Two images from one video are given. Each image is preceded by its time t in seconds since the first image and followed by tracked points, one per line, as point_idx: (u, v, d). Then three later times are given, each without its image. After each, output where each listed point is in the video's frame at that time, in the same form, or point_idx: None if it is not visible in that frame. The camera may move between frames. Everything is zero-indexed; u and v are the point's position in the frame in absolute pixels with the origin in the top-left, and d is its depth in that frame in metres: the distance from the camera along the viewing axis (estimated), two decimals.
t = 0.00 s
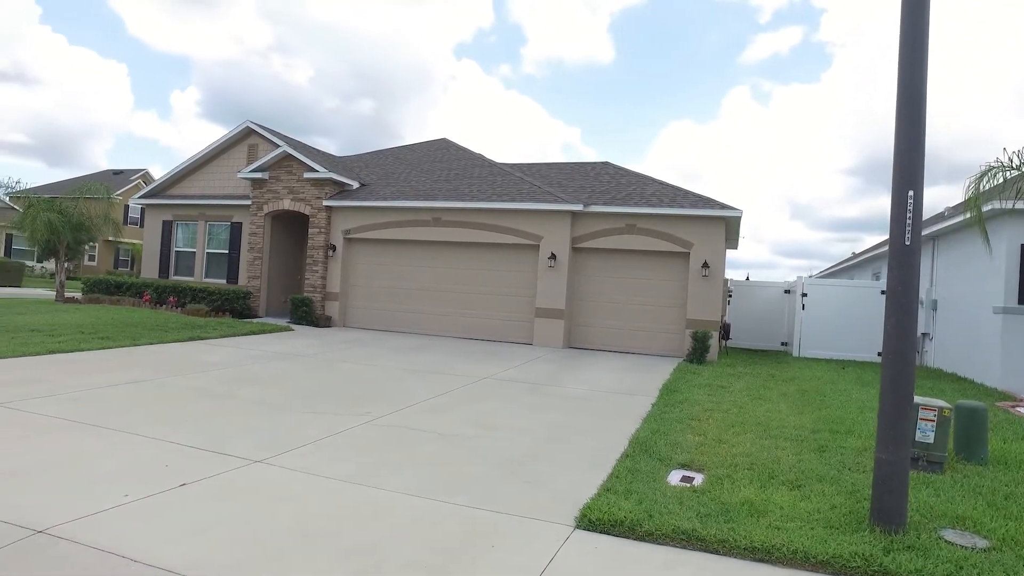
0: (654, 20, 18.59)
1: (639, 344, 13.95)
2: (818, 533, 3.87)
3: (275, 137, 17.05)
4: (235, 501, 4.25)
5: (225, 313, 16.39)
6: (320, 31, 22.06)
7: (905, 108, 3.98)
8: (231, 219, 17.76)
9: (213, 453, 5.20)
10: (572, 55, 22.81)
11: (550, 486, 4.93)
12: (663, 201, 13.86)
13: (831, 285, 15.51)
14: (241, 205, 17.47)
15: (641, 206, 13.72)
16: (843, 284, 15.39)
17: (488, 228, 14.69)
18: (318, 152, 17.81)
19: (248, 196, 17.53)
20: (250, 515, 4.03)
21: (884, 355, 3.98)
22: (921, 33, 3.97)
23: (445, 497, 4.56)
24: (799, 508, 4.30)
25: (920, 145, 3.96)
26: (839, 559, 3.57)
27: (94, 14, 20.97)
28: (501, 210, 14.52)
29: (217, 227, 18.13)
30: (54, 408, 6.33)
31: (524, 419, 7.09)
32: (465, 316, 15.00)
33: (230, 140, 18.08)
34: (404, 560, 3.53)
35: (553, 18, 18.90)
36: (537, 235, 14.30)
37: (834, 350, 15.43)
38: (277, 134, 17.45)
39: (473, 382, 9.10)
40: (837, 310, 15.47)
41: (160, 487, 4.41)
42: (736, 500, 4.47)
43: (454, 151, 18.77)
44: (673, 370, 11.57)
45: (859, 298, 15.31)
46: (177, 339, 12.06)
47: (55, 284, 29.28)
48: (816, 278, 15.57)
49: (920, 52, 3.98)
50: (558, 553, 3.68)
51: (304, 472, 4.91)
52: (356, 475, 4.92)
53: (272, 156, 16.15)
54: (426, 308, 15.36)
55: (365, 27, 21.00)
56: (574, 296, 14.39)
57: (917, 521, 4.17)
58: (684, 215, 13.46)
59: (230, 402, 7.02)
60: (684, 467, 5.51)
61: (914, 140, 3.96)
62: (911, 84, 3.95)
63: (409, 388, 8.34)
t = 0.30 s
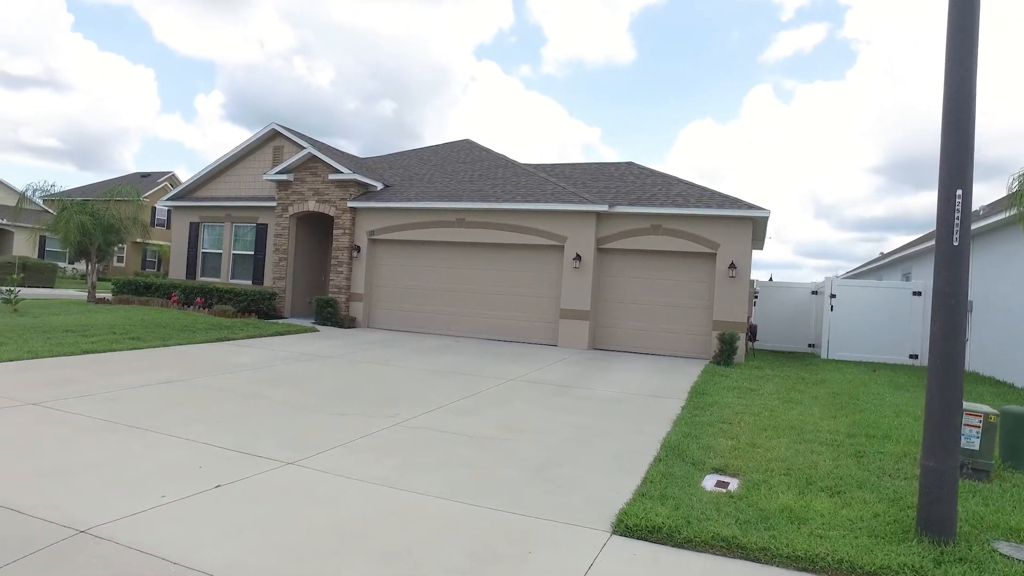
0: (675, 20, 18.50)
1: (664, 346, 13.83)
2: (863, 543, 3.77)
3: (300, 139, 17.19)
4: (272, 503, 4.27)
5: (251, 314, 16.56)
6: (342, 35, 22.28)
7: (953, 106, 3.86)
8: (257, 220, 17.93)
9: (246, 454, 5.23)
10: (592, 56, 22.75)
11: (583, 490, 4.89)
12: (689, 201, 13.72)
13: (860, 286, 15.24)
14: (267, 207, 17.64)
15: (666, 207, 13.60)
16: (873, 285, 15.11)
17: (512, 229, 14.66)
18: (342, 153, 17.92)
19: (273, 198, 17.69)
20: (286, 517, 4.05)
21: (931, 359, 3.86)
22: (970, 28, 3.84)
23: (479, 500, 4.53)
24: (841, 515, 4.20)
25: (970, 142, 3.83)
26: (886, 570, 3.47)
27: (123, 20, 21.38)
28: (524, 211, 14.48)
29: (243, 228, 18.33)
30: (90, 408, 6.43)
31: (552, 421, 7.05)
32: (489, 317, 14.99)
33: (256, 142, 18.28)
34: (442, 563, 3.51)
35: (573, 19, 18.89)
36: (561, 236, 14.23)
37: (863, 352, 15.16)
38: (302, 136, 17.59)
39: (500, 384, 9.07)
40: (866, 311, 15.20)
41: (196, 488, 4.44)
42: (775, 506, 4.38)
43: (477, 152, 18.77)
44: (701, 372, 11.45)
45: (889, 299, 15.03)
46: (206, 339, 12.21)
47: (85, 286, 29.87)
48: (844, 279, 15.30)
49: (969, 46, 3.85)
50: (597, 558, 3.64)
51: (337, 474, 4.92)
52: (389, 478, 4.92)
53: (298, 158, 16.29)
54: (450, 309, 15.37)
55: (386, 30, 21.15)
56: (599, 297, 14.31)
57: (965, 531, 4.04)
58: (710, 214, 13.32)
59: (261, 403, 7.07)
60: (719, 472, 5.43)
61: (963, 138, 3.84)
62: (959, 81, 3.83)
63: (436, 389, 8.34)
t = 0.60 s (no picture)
0: (689, 21, 18.55)
1: (684, 348, 13.67)
2: (908, 555, 3.63)
3: (316, 139, 17.20)
4: (297, 509, 4.20)
5: (267, 314, 16.59)
6: (357, 36, 22.37)
7: (1003, 103, 3.72)
8: (273, 221, 17.96)
9: (270, 458, 5.17)
10: (605, 57, 22.75)
11: (612, 497, 4.78)
12: (709, 201, 13.57)
13: (882, 287, 14.99)
14: (283, 207, 17.66)
15: (685, 207, 13.45)
16: (895, 286, 14.87)
17: (529, 230, 14.57)
18: (358, 154, 17.91)
19: (289, 199, 17.70)
20: (313, 524, 3.98)
21: (980, 365, 3.72)
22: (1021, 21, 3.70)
23: (507, 508, 4.44)
24: (882, 525, 4.07)
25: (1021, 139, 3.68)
26: None
27: (141, 24, 21.58)
28: (542, 211, 14.38)
29: (259, 229, 18.36)
30: (111, 410, 6.40)
31: (575, 425, 6.95)
32: (505, 318, 14.90)
33: (272, 143, 18.32)
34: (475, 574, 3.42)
35: (589, 20, 18.91)
36: (579, 237, 14.12)
37: (885, 354, 14.91)
38: (319, 137, 17.60)
39: (520, 386, 8.98)
40: (888, 313, 14.95)
41: (221, 493, 4.38)
42: (812, 515, 4.25)
43: (493, 152, 18.70)
44: (721, 374, 11.30)
45: (912, 301, 14.78)
46: (224, 340, 12.23)
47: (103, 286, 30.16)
48: (866, 280, 15.07)
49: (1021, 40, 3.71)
50: (632, 569, 3.54)
51: (362, 480, 4.85)
52: (415, 483, 4.84)
53: (314, 158, 16.29)
54: (466, 310, 15.30)
55: (402, 31, 21.18)
56: (616, 298, 14.19)
57: (1013, 543, 3.89)
58: (731, 215, 13.15)
59: (282, 405, 7.02)
60: (749, 479, 5.31)
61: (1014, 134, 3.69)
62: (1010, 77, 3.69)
63: (456, 391, 8.26)
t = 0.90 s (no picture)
0: (698, 20, 18.35)
1: (698, 349, 13.50)
2: (959, 569, 3.45)
3: (326, 138, 17.09)
4: (314, 516, 4.04)
5: (276, 314, 16.50)
6: (365, 36, 22.27)
7: None
8: (282, 220, 17.86)
9: (285, 463, 5.03)
10: (612, 58, 22.66)
11: (640, 503, 4.62)
12: (724, 201, 13.39)
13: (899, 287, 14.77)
14: (292, 206, 17.56)
15: (700, 206, 13.29)
16: (912, 286, 14.64)
17: (541, 229, 14.41)
18: (368, 153, 17.80)
19: (298, 198, 17.60)
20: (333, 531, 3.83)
21: None
22: None
23: (533, 515, 4.29)
24: (926, 535, 3.89)
25: None
26: None
27: (149, 26, 21.58)
28: (554, 211, 14.22)
29: (268, 228, 18.27)
30: (122, 412, 6.27)
31: (595, 428, 6.79)
32: (516, 318, 14.75)
33: (281, 142, 18.23)
34: None
35: (595, 21, 18.84)
36: (592, 236, 13.96)
37: (902, 355, 14.69)
38: (328, 136, 17.50)
39: (535, 388, 8.84)
40: (906, 313, 14.73)
41: (238, 499, 4.24)
42: (851, 523, 4.08)
43: (503, 151, 18.56)
44: (738, 376, 11.12)
45: (929, 301, 14.56)
46: (234, 340, 12.12)
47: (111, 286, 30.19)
48: (882, 280, 14.85)
49: None
50: None
51: (381, 486, 4.71)
52: (435, 489, 4.69)
53: (324, 157, 16.19)
54: (476, 310, 15.16)
55: (410, 31, 21.08)
56: (630, 298, 14.02)
57: None
58: (746, 214, 12.98)
59: (295, 407, 6.89)
60: (778, 484, 5.15)
61: None
62: None
63: (471, 393, 8.12)
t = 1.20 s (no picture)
0: (709, 19, 18.09)
1: (717, 349, 13.26)
2: None
3: (338, 137, 16.95)
4: (337, 526, 3.84)
5: (288, 314, 16.36)
6: (373, 37, 22.13)
7: None
8: (293, 220, 17.73)
9: (303, 468, 4.81)
10: (622, 58, 22.42)
11: (676, 512, 4.39)
12: (742, 198, 13.14)
13: (922, 286, 14.48)
14: (303, 206, 17.42)
15: (719, 204, 13.03)
16: (936, 285, 14.34)
17: (556, 228, 14.20)
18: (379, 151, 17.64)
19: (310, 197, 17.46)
20: (359, 543, 3.61)
21: None
22: None
23: (565, 524, 4.07)
24: (988, 550, 3.65)
25: None
26: None
27: (158, 28, 21.55)
28: (569, 209, 14.00)
29: (279, 228, 18.14)
30: (134, 415, 6.08)
31: (620, 431, 6.57)
32: (530, 318, 14.54)
33: (292, 141, 18.10)
34: None
35: (606, 20, 18.63)
36: (608, 234, 13.73)
37: (925, 356, 14.38)
38: (340, 134, 17.36)
39: (554, 389, 8.62)
40: (928, 313, 14.43)
41: (257, 508, 4.02)
42: (903, 535, 3.84)
43: (516, 149, 18.36)
44: (760, 377, 10.86)
45: (953, 301, 14.26)
46: (247, 340, 11.96)
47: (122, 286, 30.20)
48: (904, 280, 14.57)
49: None
50: None
51: (404, 493, 4.50)
52: (461, 497, 4.49)
53: (335, 155, 16.03)
54: (490, 310, 14.96)
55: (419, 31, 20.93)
56: (646, 297, 13.78)
57: None
58: (766, 212, 12.71)
59: (311, 409, 6.71)
60: (817, 492, 4.91)
61: None
62: None
63: (490, 395, 7.91)
